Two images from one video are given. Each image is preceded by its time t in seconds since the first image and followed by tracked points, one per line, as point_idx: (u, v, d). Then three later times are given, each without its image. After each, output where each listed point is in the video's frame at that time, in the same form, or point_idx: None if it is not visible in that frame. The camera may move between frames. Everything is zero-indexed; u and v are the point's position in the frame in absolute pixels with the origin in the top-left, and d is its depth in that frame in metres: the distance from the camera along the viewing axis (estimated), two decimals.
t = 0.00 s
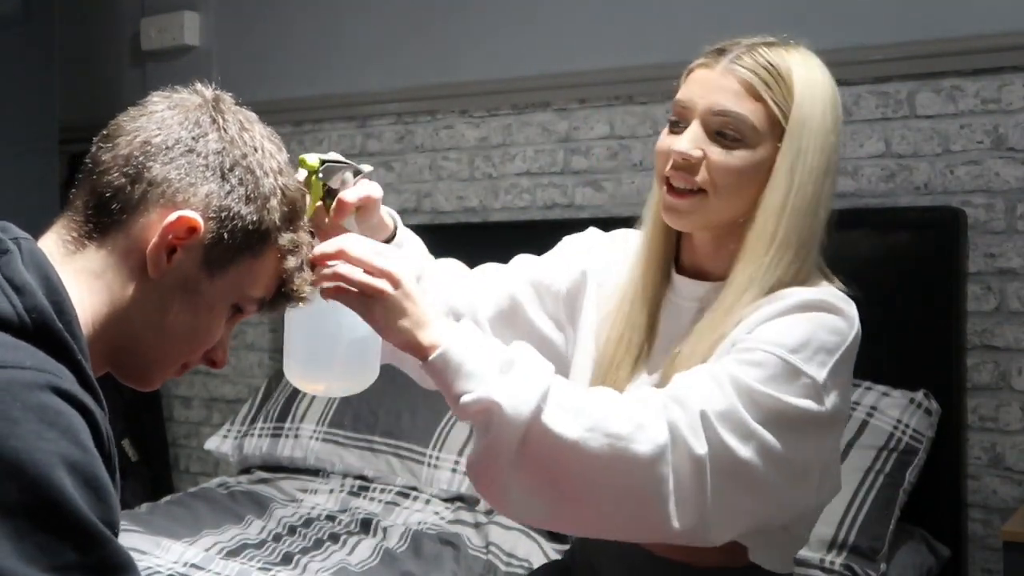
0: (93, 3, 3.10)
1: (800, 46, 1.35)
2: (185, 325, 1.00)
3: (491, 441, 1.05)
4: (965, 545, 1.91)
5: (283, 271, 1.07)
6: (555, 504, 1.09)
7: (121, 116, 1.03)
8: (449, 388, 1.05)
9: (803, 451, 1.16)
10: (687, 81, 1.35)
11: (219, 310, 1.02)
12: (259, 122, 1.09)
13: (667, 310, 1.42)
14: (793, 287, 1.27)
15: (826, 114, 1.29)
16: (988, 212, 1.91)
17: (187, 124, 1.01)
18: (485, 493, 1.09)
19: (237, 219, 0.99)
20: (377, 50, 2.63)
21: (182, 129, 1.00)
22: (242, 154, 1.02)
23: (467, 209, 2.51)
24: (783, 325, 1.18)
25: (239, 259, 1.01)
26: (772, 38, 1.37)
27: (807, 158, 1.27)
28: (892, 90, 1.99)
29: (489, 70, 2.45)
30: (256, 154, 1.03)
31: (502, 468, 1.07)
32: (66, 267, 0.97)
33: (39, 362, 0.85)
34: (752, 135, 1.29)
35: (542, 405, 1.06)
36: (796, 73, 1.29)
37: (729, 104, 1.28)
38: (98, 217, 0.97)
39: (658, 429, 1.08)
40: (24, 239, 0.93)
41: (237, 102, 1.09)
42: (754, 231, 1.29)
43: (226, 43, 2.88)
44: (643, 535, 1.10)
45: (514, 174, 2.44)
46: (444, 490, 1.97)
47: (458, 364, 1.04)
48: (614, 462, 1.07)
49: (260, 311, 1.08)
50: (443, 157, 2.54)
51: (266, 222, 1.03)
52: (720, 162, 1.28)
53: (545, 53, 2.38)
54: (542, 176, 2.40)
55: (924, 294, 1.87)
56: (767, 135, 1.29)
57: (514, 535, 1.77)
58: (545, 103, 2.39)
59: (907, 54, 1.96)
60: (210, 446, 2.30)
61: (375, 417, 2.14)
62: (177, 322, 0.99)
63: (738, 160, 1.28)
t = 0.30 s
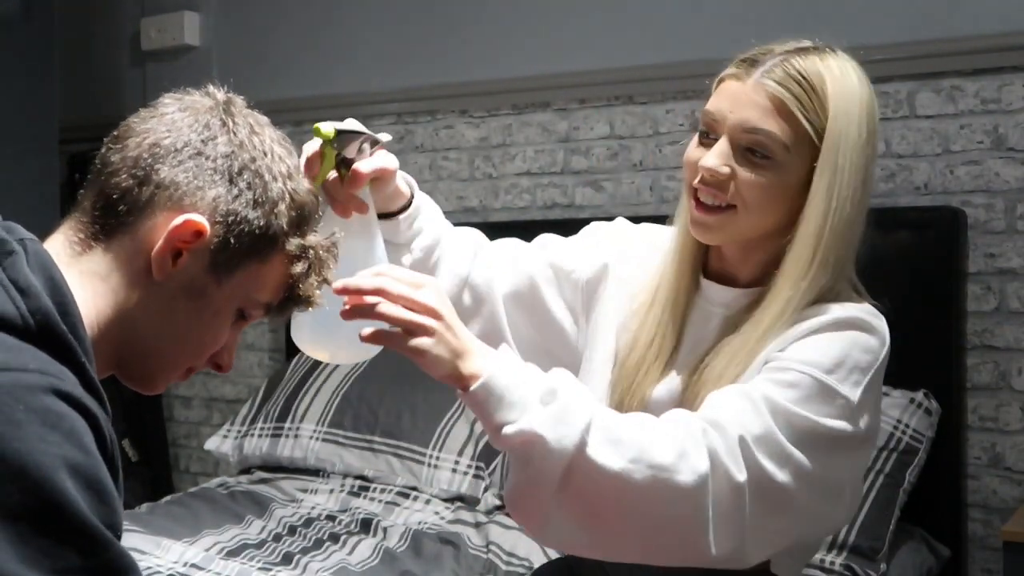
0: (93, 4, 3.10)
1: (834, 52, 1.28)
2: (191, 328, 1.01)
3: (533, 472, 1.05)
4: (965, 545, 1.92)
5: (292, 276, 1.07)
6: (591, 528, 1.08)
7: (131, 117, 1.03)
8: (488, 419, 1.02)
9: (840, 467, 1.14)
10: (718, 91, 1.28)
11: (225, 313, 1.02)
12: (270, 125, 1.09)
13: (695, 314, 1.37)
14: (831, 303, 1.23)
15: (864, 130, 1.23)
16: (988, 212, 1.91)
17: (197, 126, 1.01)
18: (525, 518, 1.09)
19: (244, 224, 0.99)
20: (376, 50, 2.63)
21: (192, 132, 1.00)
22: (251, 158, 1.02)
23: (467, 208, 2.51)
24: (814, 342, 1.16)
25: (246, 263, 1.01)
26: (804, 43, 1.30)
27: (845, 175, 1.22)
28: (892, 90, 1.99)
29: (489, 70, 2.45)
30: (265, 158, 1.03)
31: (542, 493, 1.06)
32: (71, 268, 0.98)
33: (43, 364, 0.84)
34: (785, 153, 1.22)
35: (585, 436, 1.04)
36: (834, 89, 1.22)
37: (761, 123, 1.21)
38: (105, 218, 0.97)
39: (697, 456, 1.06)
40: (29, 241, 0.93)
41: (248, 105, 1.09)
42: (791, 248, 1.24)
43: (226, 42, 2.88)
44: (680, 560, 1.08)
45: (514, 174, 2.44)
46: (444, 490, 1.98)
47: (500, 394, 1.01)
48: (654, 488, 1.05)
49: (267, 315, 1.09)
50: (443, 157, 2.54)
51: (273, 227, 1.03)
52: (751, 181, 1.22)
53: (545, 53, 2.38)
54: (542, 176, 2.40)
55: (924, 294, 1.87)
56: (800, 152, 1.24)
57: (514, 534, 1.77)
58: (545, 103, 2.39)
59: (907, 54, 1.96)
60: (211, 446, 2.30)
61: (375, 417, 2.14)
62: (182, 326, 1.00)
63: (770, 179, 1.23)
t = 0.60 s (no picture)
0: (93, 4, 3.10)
1: (850, 55, 1.26)
2: (189, 329, 1.01)
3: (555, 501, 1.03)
4: (965, 545, 1.91)
5: (290, 278, 1.07)
6: (613, 553, 1.07)
7: (131, 117, 1.04)
8: (512, 446, 1.01)
9: (855, 483, 1.14)
10: (733, 97, 1.26)
11: (223, 315, 1.03)
12: (270, 127, 1.10)
13: (708, 317, 1.35)
14: (845, 315, 1.22)
15: (880, 136, 1.22)
16: (987, 212, 1.91)
17: (197, 127, 1.01)
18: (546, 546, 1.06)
19: (243, 225, 1.00)
20: (377, 50, 2.63)
21: (192, 133, 1.00)
22: (250, 159, 1.02)
23: (467, 208, 2.51)
24: (828, 355, 1.16)
25: (244, 264, 1.02)
26: (821, 45, 1.28)
27: (861, 181, 1.20)
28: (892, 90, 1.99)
29: (489, 70, 2.46)
30: (265, 160, 1.04)
31: (564, 522, 1.04)
32: (68, 269, 0.98)
33: (40, 366, 0.84)
34: (801, 161, 1.21)
35: (609, 465, 1.03)
36: (850, 96, 1.21)
37: (777, 132, 1.20)
38: (104, 218, 0.97)
39: (718, 480, 1.05)
40: (26, 241, 0.93)
41: (249, 106, 1.10)
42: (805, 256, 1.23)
43: (226, 42, 2.88)
44: None
45: (514, 174, 2.44)
46: (444, 490, 1.98)
47: (524, 420, 1.00)
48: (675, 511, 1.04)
49: (263, 317, 1.09)
50: (442, 157, 2.54)
51: (272, 228, 1.03)
52: (766, 189, 1.21)
53: (545, 53, 2.38)
54: (542, 176, 2.40)
55: (924, 294, 1.87)
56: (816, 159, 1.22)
57: (514, 534, 1.77)
58: (545, 103, 2.39)
59: (907, 54, 1.96)
60: (211, 446, 2.30)
61: (375, 417, 2.14)
62: (180, 328, 1.00)
63: (785, 188, 1.21)
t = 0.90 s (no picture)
0: (93, 4, 3.10)
1: (873, 56, 1.27)
2: (189, 334, 1.01)
3: (588, 525, 1.03)
4: (964, 545, 1.92)
5: (291, 284, 1.08)
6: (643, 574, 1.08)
7: (135, 120, 1.04)
8: (545, 472, 1.00)
9: (876, 496, 1.17)
10: (755, 100, 1.28)
11: (223, 320, 1.03)
12: (275, 133, 1.10)
13: (730, 322, 1.38)
14: (873, 327, 1.23)
15: (905, 138, 1.23)
16: (988, 212, 1.91)
17: (202, 131, 1.02)
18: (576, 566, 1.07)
19: (245, 230, 1.00)
20: (376, 50, 2.63)
21: (198, 137, 1.01)
22: (255, 165, 1.03)
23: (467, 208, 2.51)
24: (851, 370, 1.18)
25: (246, 271, 1.02)
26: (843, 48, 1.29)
27: (886, 184, 1.21)
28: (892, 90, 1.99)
29: (489, 70, 2.46)
30: (269, 166, 1.04)
31: (597, 545, 1.05)
32: (69, 270, 0.98)
33: (41, 367, 0.85)
34: (823, 165, 1.23)
35: (643, 490, 1.03)
36: (873, 98, 1.22)
37: (798, 136, 1.22)
38: (106, 220, 0.97)
39: (749, 499, 1.06)
40: (26, 241, 0.93)
41: (254, 111, 1.11)
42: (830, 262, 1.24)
43: (226, 42, 2.88)
44: None
45: (514, 174, 2.44)
46: (444, 491, 1.98)
47: (559, 447, 0.99)
48: (708, 532, 1.05)
49: (262, 323, 1.10)
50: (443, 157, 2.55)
51: (275, 235, 1.04)
52: (786, 193, 1.23)
53: (545, 53, 2.38)
54: (542, 176, 2.40)
55: (925, 295, 1.87)
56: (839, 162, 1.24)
57: (514, 534, 1.77)
58: (545, 103, 2.39)
59: (906, 54, 1.96)
60: (210, 446, 2.30)
61: (375, 417, 2.14)
62: (180, 332, 1.00)
63: (806, 191, 1.23)
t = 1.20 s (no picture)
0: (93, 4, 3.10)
1: (869, 55, 1.29)
2: (193, 337, 1.01)
3: (619, 542, 1.04)
4: (965, 546, 1.92)
5: (294, 289, 1.08)
6: None
7: (140, 122, 1.05)
8: (575, 488, 1.00)
9: (893, 495, 1.19)
10: (755, 104, 1.30)
11: (226, 323, 1.03)
12: (280, 137, 1.11)
13: (739, 325, 1.40)
14: (884, 327, 1.27)
15: (904, 136, 1.25)
16: (987, 212, 1.91)
17: (208, 135, 1.02)
18: None
19: (249, 235, 1.00)
20: (377, 49, 2.63)
21: (203, 141, 1.01)
22: (260, 170, 1.03)
23: (467, 208, 2.51)
24: (864, 373, 1.20)
25: (250, 275, 1.02)
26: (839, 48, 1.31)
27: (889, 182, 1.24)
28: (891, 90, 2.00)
29: (489, 70, 2.46)
30: (273, 171, 1.05)
31: (628, 559, 1.06)
32: (71, 272, 0.98)
33: (42, 368, 0.85)
34: (826, 167, 1.25)
35: (673, 505, 1.04)
36: (872, 97, 1.24)
37: (800, 140, 1.24)
38: (109, 223, 0.97)
39: (774, 509, 1.07)
40: (28, 242, 0.93)
41: (259, 115, 1.11)
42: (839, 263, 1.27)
43: (226, 42, 2.88)
44: None
45: (514, 174, 2.44)
46: (445, 491, 1.98)
47: (590, 463, 1.00)
48: (736, 543, 1.05)
49: (264, 327, 1.10)
50: (443, 157, 2.55)
51: (279, 239, 1.04)
52: (791, 196, 1.25)
53: (545, 53, 2.38)
54: (542, 176, 2.40)
55: (925, 295, 1.87)
56: (841, 163, 1.26)
57: (514, 534, 1.77)
58: (545, 103, 2.39)
59: (905, 54, 1.96)
60: (210, 446, 2.30)
61: (375, 418, 2.14)
62: (183, 336, 1.00)
63: (810, 194, 1.26)
